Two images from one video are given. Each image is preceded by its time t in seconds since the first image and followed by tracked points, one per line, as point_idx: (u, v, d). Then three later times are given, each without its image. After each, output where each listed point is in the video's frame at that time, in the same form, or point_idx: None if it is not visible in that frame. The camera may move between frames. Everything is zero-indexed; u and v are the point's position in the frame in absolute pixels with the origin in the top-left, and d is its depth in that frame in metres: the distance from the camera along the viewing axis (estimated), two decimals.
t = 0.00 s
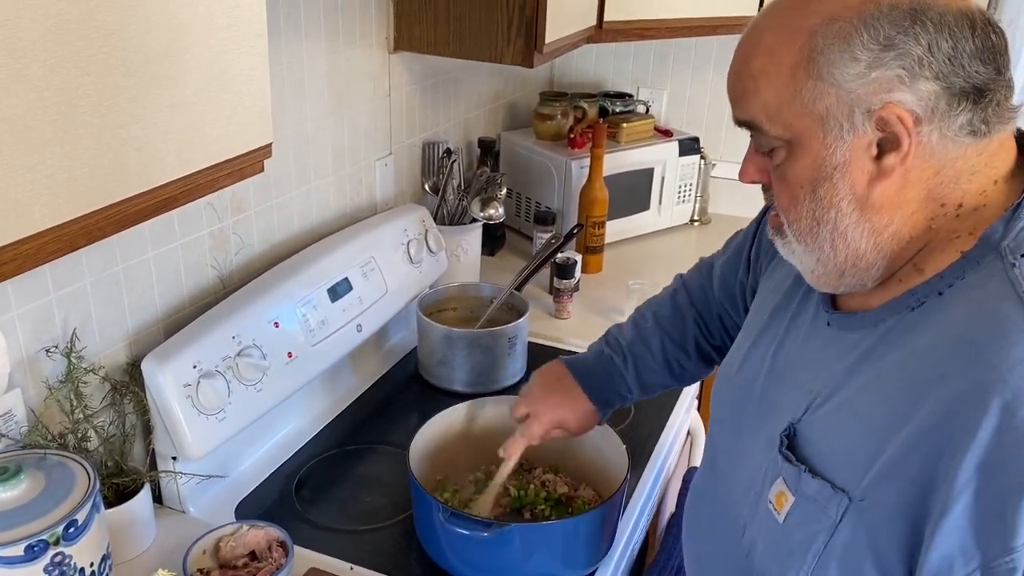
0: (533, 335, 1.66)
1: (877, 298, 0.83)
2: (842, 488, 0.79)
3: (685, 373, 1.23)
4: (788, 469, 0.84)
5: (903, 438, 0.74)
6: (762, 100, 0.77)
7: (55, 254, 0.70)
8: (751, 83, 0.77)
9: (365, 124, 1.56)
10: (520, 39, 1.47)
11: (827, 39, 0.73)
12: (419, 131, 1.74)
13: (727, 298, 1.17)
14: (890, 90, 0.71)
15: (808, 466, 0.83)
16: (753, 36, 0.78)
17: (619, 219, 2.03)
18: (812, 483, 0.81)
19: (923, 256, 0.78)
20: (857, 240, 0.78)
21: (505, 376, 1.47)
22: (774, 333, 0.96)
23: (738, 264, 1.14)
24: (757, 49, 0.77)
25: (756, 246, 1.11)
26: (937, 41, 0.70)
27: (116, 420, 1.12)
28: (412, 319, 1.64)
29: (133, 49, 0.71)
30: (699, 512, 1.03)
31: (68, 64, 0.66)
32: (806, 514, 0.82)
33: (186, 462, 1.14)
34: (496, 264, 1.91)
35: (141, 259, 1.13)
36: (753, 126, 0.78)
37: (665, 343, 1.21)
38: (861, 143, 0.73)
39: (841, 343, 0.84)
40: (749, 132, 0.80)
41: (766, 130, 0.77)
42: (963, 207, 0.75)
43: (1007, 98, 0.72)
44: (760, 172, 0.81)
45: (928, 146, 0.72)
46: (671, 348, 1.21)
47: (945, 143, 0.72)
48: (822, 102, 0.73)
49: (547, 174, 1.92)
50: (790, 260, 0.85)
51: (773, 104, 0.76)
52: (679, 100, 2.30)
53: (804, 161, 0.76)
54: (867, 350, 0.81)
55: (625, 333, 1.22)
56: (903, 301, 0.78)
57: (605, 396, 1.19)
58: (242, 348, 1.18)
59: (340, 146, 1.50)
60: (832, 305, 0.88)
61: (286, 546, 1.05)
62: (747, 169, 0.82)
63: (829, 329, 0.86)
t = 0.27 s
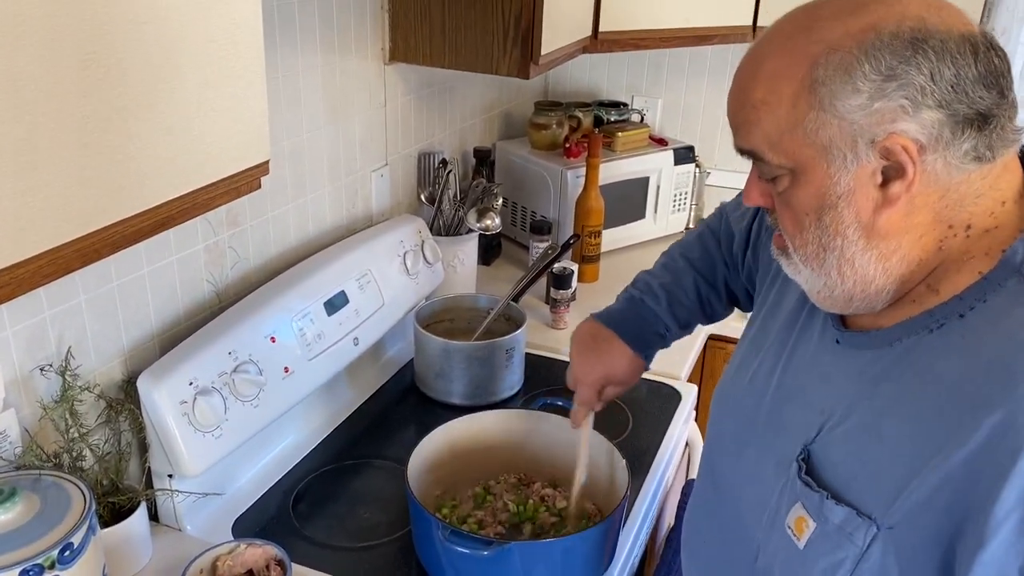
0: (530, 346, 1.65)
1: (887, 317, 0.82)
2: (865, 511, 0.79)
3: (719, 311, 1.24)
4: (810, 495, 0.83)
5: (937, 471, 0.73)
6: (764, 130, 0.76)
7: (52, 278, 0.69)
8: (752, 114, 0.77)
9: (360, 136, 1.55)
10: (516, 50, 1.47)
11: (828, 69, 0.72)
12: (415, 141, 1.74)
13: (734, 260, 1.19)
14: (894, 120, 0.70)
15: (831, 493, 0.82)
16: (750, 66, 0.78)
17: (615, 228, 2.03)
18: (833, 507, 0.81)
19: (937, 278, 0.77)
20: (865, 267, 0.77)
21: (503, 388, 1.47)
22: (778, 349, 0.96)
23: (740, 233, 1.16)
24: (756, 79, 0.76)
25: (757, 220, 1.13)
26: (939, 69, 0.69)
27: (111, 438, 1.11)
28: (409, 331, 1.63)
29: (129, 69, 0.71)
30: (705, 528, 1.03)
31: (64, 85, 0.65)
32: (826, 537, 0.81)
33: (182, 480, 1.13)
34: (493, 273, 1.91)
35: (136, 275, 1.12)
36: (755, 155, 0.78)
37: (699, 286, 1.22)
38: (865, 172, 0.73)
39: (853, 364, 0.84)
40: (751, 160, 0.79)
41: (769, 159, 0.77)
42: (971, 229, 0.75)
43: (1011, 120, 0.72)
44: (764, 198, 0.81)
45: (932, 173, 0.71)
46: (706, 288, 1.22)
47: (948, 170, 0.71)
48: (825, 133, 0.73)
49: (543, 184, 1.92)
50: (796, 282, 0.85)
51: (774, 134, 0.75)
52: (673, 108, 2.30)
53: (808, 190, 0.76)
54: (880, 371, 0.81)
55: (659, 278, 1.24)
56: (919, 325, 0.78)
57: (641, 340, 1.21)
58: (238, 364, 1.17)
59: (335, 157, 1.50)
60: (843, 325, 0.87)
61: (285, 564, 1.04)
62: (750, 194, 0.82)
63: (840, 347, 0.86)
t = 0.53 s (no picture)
0: (526, 356, 1.65)
1: (897, 339, 0.83)
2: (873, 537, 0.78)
3: (705, 337, 1.26)
4: (815, 517, 0.83)
5: (947, 503, 0.73)
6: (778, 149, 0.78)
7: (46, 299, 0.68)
8: (766, 132, 0.78)
9: (354, 146, 1.54)
10: (511, 59, 1.47)
11: (845, 89, 0.74)
12: (409, 150, 1.73)
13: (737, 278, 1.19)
14: (911, 143, 0.72)
15: (836, 516, 0.82)
16: (764, 80, 0.79)
17: (609, 236, 2.03)
18: (838, 531, 0.80)
19: (952, 300, 0.78)
20: (880, 288, 0.79)
21: (500, 400, 1.46)
22: (786, 364, 0.96)
23: (750, 251, 1.14)
24: (770, 96, 0.78)
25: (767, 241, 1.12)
26: (959, 92, 0.71)
27: (105, 455, 1.10)
28: (404, 341, 1.62)
29: (123, 85, 0.69)
30: (707, 544, 1.02)
31: (56, 103, 0.64)
32: (831, 561, 0.81)
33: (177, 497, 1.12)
34: (488, 282, 1.90)
35: (130, 289, 1.11)
36: (768, 174, 0.79)
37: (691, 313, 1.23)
38: (882, 194, 0.75)
39: (864, 383, 0.84)
40: (763, 178, 0.81)
41: (782, 179, 0.78)
42: (989, 253, 0.76)
43: None
44: (777, 216, 0.82)
45: (950, 196, 0.73)
46: (696, 316, 1.24)
47: (967, 194, 0.73)
48: (841, 154, 0.75)
49: (537, 192, 1.91)
50: (809, 299, 0.86)
51: (788, 154, 0.77)
52: (666, 115, 2.30)
53: (823, 210, 0.78)
54: (892, 395, 0.81)
55: (653, 301, 1.24)
56: (934, 348, 0.78)
57: (629, 362, 1.23)
58: (232, 379, 1.16)
59: (329, 168, 1.49)
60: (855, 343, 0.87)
61: None
62: (761, 210, 0.83)
63: (851, 367, 0.86)
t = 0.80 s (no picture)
0: (522, 365, 1.64)
1: (902, 359, 0.83)
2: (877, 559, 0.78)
3: (703, 396, 1.22)
4: (817, 536, 0.83)
5: (953, 525, 0.73)
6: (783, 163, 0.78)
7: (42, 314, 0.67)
8: (771, 146, 0.78)
9: (349, 154, 1.53)
10: (506, 66, 1.48)
11: (853, 103, 0.74)
12: (403, 158, 1.72)
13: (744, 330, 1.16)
14: (920, 158, 0.72)
15: (838, 535, 0.82)
16: (769, 93, 0.80)
17: (604, 243, 2.02)
18: (840, 551, 0.80)
19: (960, 317, 0.78)
20: (887, 305, 0.79)
21: (496, 409, 1.45)
22: (791, 378, 0.96)
23: (756, 294, 1.13)
24: (775, 110, 0.78)
25: (775, 280, 1.10)
26: (969, 106, 0.71)
27: (98, 469, 1.08)
28: (399, 350, 1.61)
29: (119, 97, 0.69)
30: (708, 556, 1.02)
31: (52, 115, 0.63)
32: None
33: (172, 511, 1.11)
34: (482, 290, 1.89)
35: (124, 301, 1.10)
36: (773, 189, 0.79)
37: (688, 367, 1.20)
38: (890, 209, 0.75)
39: (870, 400, 0.83)
40: (767, 193, 0.81)
41: (787, 194, 0.78)
42: (997, 269, 0.76)
43: None
44: (780, 230, 0.82)
45: (959, 212, 0.73)
46: (693, 372, 1.21)
47: (976, 209, 0.73)
48: (848, 169, 0.75)
49: (532, 199, 1.91)
50: (813, 314, 0.86)
51: (794, 169, 0.77)
52: (660, 122, 2.30)
53: (828, 226, 0.78)
54: (899, 414, 0.80)
55: (649, 352, 1.22)
56: (940, 367, 0.77)
57: (616, 412, 1.20)
58: (228, 392, 1.15)
59: (323, 176, 1.48)
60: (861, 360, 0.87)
61: None
62: (763, 224, 0.83)
63: (856, 384, 0.86)
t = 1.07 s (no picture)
0: (518, 370, 1.63)
1: (904, 370, 0.82)
2: None
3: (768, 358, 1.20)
4: (821, 555, 0.82)
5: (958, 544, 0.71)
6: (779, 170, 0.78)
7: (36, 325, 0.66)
8: (767, 153, 0.78)
9: (343, 158, 1.52)
10: (502, 70, 1.47)
11: (852, 111, 0.73)
12: (397, 162, 1.71)
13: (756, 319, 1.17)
14: (918, 168, 0.72)
15: (842, 555, 0.81)
16: (766, 99, 0.79)
17: (598, 247, 2.02)
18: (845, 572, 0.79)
19: (959, 331, 0.78)
20: (883, 317, 0.78)
21: (493, 415, 1.44)
22: (791, 393, 0.96)
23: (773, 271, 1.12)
24: (773, 116, 0.78)
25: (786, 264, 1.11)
26: (968, 115, 0.70)
27: (91, 479, 1.07)
28: (394, 356, 1.60)
29: (114, 102, 0.67)
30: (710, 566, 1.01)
31: (46, 122, 0.62)
32: None
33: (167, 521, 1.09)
34: (477, 295, 1.88)
35: (117, 308, 1.08)
36: (768, 196, 0.79)
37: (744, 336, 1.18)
38: (887, 220, 0.74)
39: (872, 416, 0.83)
40: (763, 200, 0.81)
41: (783, 202, 0.78)
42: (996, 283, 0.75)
43: None
44: (776, 238, 0.82)
45: (957, 224, 0.72)
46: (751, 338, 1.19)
47: (975, 222, 0.72)
48: (845, 177, 0.74)
49: (526, 203, 1.90)
50: (810, 323, 0.86)
51: (790, 176, 0.77)
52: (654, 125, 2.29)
53: (824, 234, 0.78)
54: (901, 430, 0.80)
55: (701, 327, 1.21)
56: (942, 385, 0.77)
57: (682, 390, 1.18)
58: (223, 400, 1.14)
59: (317, 181, 1.46)
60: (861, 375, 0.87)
61: None
62: (757, 231, 0.83)
63: (857, 400, 0.85)
